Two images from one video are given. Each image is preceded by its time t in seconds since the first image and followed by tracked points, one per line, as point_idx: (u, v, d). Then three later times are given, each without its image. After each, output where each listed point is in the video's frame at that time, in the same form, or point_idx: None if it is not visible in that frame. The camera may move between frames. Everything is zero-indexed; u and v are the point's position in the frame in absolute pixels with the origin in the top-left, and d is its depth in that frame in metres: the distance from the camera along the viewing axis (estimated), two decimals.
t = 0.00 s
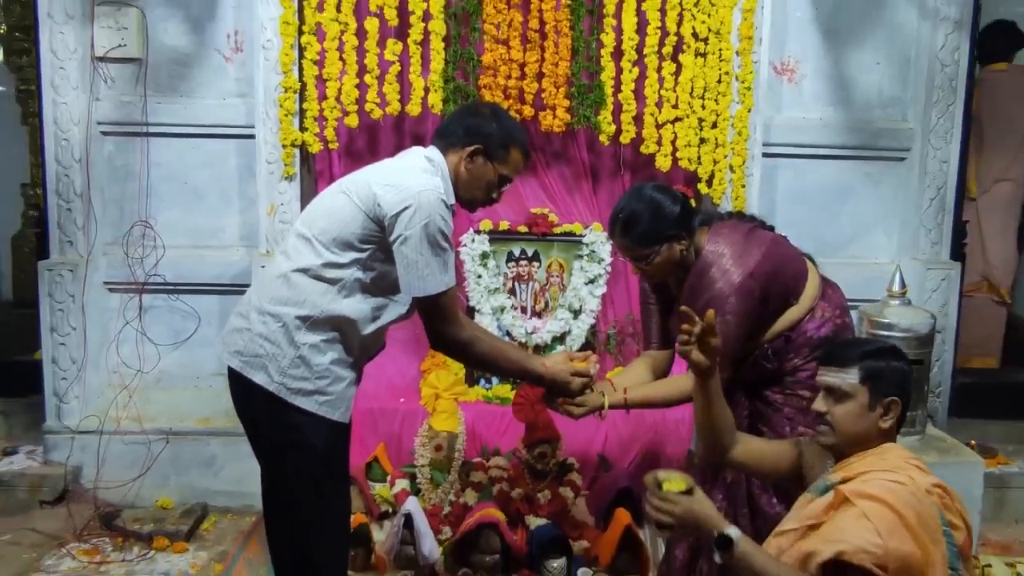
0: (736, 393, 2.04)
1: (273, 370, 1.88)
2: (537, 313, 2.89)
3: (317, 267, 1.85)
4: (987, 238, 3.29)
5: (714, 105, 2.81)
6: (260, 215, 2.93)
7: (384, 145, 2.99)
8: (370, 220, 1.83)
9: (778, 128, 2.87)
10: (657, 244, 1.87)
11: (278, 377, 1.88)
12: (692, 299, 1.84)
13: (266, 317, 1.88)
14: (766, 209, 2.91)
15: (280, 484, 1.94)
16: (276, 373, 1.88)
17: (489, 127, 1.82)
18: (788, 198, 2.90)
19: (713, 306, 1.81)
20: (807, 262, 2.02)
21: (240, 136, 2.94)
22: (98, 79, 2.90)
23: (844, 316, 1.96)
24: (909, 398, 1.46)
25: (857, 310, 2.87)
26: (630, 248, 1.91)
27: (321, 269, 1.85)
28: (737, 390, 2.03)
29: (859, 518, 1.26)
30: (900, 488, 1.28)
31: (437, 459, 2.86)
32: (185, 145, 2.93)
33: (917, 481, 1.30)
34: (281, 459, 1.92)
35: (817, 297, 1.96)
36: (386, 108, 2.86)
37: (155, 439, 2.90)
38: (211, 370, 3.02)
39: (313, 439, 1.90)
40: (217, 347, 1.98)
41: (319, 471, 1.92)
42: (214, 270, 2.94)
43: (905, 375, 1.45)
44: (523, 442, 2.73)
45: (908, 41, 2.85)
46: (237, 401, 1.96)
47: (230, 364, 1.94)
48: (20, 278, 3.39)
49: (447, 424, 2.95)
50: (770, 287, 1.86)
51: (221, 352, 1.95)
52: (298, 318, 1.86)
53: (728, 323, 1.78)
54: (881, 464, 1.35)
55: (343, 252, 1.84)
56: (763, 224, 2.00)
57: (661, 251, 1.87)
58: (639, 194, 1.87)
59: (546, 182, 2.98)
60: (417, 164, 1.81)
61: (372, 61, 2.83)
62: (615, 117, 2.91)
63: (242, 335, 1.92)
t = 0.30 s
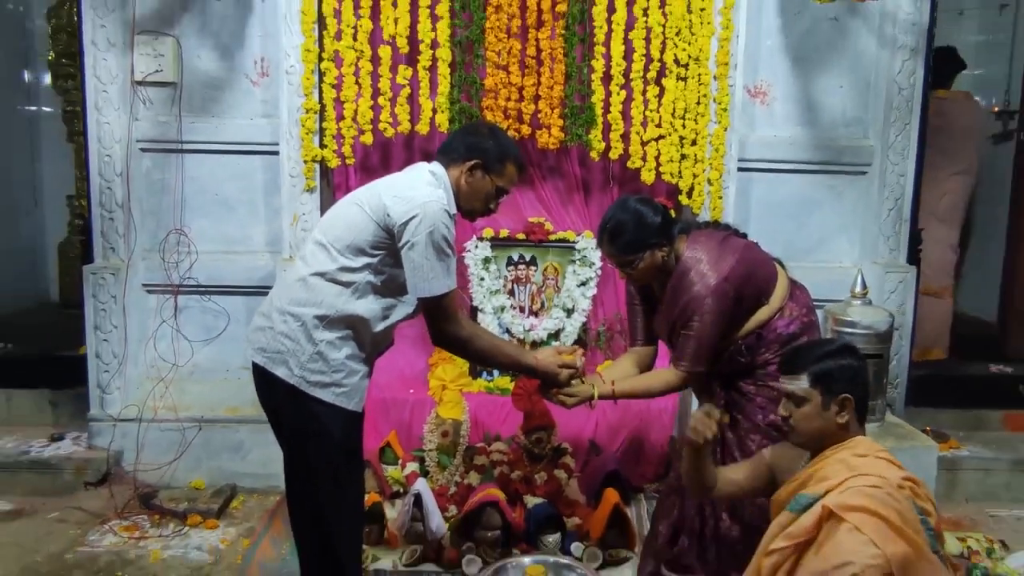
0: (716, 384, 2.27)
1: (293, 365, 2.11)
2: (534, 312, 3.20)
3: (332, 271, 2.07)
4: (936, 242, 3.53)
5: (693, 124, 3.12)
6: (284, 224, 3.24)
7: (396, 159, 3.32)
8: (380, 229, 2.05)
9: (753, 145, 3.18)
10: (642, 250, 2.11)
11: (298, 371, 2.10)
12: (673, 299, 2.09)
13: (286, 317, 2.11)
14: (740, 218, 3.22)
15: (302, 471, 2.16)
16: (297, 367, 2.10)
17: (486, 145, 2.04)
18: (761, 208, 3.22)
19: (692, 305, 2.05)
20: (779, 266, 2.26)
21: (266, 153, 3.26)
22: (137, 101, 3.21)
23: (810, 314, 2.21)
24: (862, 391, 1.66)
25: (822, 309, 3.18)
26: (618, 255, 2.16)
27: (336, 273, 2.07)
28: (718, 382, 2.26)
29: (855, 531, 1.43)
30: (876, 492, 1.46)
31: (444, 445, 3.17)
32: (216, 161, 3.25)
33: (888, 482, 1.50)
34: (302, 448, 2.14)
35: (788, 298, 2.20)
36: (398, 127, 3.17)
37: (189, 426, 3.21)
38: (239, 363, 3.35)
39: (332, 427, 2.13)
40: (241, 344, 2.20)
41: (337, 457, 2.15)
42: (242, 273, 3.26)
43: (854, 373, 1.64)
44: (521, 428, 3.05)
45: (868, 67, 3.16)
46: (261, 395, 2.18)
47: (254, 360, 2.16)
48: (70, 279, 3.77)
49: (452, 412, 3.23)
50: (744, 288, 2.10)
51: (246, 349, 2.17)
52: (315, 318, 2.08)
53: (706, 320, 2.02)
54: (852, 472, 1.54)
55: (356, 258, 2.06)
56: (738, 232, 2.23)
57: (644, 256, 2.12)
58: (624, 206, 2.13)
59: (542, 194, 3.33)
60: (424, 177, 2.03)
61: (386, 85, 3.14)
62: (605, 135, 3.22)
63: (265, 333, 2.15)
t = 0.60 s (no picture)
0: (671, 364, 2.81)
1: (331, 354, 2.56)
2: (526, 309, 3.95)
3: (359, 277, 2.54)
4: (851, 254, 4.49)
5: (655, 158, 3.87)
6: (325, 237, 4.00)
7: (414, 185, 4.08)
8: (397, 242, 2.52)
9: (704, 174, 3.94)
10: (616, 255, 2.63)
11: (335, 359, 2.56)
12: (638, 296, 2.63)
13: (323, 315, 2.57)
14: (693, 233, 4.00)
15: (345, 440, 2.61)
16: (334, 356, 2.56)
17: (480, 168, 2.53)
18: (709, 225, 4.00)
19: (654, 302, 2.60)
20: (723, 272, 2.82)
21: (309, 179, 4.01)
22: (204, 136, 3.93)
23: (749, 311, 2.76)
24: (790, 380, 2.03)
25: (761, 308, 3.92)
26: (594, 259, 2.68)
27: (362, 278, 2.54)
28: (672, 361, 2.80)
29: (770, 497, 1.78)
30: (789, 464, 1.81)
31: (453, 416, 3.86)
32: (269, 186, 4.00)
33: (801, 456, 1.84)
34: (343, 420, 2.61)
35: (731, 298, 2.76)
36: (417, 159, 3.90)
37: (246, 402, 3.96)
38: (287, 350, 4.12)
39: (366, 401, 2.57)
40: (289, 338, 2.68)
41: (374, 426, 2.61)
42: (290, 277, 4.03)
43: (784, 364, 2.02)
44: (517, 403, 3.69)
45: (797, 111, 3.91)
46: (308, 379, 2.64)
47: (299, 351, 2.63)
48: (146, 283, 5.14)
49: (459, 389, 4.00)
50: (693, 289, 2.66)
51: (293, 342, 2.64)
52: (347, 314, 2.55)
53: (664, 313, 2.59)
54: (773, 449, 1.88)
55: (377, 265, 2.54)
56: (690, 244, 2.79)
57: (617, 261, 2.64)
58: (599, 222, 2.64)
59: (533, 213, 4.10)
60: (431, 198, 2.52)
61: (407, 124, 3.86)
62: (584, 165, 3.96)
63: (307, 328, 2.62)
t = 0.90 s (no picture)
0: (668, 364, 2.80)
1: (328, 357, 2.56)
2: (526, 313, 3.97)
3: (350, 283, 2.54)
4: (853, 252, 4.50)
5: (654, 162, 3.88)
6: (325, 242, 4.01)
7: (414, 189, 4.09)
8: (384, 247, 2.51)
9: (703, 178, 3.95)
10: (627, 246, 2.60)
11: (332, 362, 2.55)
12: (645, 290, 2.62)
13: (318, 320, 2.57)
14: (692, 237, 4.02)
15: (348, 443, 2.59)
16: (331, 359, 2.55)
17: (468, 167, 2.53)
18: (709, 229, 4.01)
19: (661, 296, 2.59)
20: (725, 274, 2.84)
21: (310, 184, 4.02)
22: (205, 141, 3.94)
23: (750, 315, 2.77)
24: (781, 390, 2.03)
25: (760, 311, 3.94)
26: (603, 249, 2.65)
27: (353, 284, 2.54)
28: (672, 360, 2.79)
29: (745, 508, 1.78)
30: (771, 477, 1.80)
31: (453, 420, 3.86)
32: (269, 191, 4.01)
33: (784, 468, 1.83)
34: (345, 420, 2.58)
35: (732, 299, 2.78)
36: (417, 163, 3.92)
37: (246, 406, 3.96)
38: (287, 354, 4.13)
39: (366, 406, 2.56)
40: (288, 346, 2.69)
41: (374, 428, 2.57)
42: (290, 282, 4.03)
43: (777, 374, 2.02)
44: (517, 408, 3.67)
45: (796, 116, 3.92)
46: (308, 384, 2.64)
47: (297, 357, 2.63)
48: (145, 286, 5.14)
49: (459, 393, 3.98)
50: (699, 287, 2.66)
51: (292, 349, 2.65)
52: (340, 319, 2.54)
53: (672, 308, 2.58)
54: (758, 460, 1.88)
55: (367, 271, 2.54)
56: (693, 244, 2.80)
57: (628, 249, 2.60)
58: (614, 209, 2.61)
59: (533, 217, 4.12)
60: (418, 203, 2.51)
61: (406, 129, 3.88)
62: (584, 170, 3.97)
63: (303, 335, 2.62)
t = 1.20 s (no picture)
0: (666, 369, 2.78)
1: (326, 359, 2.56)
2: (524, 323, 3.98)
3: (344, 287, 2.55)
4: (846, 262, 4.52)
5: (652, 174, 3.90)
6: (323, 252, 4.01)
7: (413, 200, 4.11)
8: (373, 250, 2.50)
9: (701, 190, 3.97)
10: (652, 229, 2.59)
11: (330, 363, 2.55)
12: (663, 278, 2.61)
13: (318, 324, 2.59)
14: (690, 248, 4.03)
15: (345, 452, 2.58)
16: (329, 361, 2.55)
17: (451, 168, 2.49)
18: (706, 240, 4.03)
19: (681, 284, 2.59)
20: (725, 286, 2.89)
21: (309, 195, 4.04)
22: (204, 152, 3.95)
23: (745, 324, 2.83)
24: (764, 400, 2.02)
25: (758, 321, 3.95)
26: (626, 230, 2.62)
27: (346, 288, 2.54)
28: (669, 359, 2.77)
29: (734, 533, 1.71)
30: (759, 500, 1.72)
31: (451, 432, 3.79)
32: (268, 201, 4.02)
33: (772, 490, 1.75)
34: (342, 429, 2.56)
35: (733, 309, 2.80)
36: (416, 174, 3.93)
37: (243, 417, 3.94)
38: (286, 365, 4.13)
39: (365, 417, 2.54)
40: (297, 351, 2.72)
41: (369, 431, 2.55)
42: (289, 292, 4.04)
43: (758, 387, 2.00)
44: (516, 419, 3.68)
45: (792, 127, 3.95)
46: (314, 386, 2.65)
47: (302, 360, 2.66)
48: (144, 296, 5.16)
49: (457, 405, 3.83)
50: (712, 285, 2.67)
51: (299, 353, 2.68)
52: (336, 321, 2.54)
53: (693, 297, 2.59)
54: (745, 482, 1.80)
55: (359, 274, 2.53)
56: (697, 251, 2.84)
57: (652, 230, 2.59)
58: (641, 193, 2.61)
59: (530, 227, 4.15)
60: (405, 206, 2.49)
61: (405, 141, 3.90)
62: (582, 181, 3.99)
63: (308, 338, 2.64)
